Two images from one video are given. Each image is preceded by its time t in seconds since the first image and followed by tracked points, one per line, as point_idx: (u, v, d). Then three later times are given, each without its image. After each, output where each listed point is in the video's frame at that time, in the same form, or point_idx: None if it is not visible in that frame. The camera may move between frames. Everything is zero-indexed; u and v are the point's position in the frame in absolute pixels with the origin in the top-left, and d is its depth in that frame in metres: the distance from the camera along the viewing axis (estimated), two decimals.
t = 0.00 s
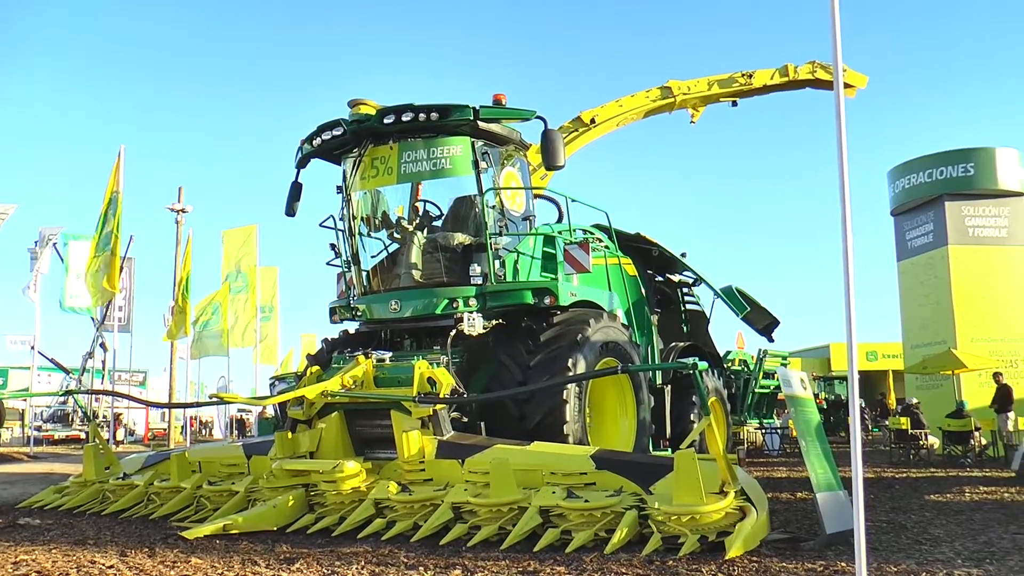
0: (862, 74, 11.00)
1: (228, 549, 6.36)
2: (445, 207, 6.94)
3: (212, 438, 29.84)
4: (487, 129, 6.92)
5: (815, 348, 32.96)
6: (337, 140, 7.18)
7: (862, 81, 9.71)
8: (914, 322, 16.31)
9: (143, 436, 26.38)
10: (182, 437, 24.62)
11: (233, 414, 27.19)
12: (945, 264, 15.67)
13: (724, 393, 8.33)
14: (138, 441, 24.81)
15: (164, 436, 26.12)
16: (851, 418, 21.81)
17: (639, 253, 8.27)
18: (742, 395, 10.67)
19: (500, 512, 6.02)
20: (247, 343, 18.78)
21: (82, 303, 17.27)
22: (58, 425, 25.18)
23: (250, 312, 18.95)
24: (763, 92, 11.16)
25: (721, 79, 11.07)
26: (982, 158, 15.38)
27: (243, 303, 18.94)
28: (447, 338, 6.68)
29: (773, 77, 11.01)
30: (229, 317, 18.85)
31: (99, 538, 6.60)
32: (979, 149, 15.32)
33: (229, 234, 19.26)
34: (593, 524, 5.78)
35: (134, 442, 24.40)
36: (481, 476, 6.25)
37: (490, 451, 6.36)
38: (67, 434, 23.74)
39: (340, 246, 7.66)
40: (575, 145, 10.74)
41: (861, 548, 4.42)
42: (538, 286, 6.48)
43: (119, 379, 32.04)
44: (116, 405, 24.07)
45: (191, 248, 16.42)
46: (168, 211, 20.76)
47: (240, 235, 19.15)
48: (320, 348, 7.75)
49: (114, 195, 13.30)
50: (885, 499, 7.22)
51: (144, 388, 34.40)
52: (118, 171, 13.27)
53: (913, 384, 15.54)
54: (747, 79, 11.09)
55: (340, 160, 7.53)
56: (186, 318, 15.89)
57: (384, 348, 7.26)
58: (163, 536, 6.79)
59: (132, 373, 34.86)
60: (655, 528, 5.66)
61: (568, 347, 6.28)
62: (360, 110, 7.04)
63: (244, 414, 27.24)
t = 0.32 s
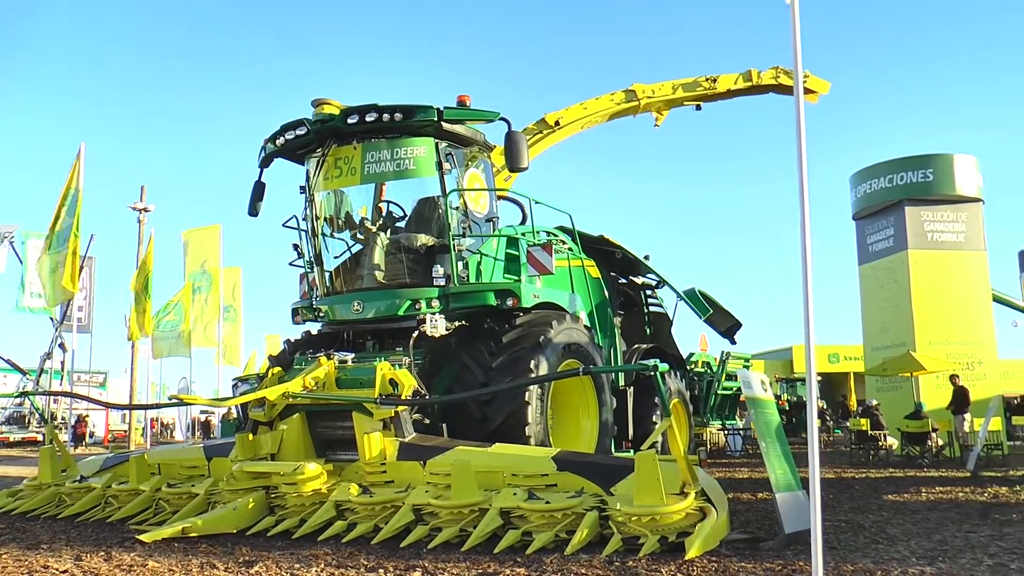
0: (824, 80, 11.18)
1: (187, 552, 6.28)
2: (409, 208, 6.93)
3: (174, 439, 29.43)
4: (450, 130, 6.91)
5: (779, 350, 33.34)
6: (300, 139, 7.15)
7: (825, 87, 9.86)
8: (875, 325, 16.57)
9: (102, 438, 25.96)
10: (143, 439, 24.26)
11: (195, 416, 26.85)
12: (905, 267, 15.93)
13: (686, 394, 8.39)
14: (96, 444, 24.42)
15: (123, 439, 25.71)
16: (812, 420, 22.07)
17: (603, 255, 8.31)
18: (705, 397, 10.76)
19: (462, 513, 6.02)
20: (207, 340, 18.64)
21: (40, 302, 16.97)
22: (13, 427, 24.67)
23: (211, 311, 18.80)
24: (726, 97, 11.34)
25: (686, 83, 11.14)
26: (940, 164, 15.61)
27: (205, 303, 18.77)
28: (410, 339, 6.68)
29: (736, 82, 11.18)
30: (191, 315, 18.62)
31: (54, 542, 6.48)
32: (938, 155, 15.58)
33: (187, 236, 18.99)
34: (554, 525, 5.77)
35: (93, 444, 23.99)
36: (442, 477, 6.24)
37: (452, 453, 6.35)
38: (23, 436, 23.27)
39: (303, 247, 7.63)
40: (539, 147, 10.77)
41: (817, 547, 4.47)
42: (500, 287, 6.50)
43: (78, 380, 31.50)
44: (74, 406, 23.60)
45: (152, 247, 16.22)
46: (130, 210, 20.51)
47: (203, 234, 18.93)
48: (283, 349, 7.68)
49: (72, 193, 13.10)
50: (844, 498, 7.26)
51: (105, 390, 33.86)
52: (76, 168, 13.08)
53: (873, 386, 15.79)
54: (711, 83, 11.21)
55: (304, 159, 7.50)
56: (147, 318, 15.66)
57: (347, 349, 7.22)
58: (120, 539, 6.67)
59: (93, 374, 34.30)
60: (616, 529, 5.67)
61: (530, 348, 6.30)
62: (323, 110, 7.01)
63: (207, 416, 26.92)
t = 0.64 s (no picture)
0: (785, 85, 11.32)
1: (141, 555, 6.19)
2: (370, 207, 6.93)
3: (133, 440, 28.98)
4: (412, 130, 6.92)
5: (742, 352, 33.68)
6: (261, 138, 7.11)
7: (786, 93, 9.98)
8: (834, 327, 16.81)
9: (57, 438, 25.48)
10: (100, 440, 23.88)
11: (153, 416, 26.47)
12: (863, 270, 16.15)
13: (647, 395, 8.44)
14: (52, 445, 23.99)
15: (80, 440, 25.25)
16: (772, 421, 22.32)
17: (564, 256, 8.34)
18: (666, 398, 10.84)
19: (421, 514, 6.00)
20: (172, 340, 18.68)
21: None
22: None
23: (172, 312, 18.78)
24: (688, 100, 11.39)
25: (648, 86, 11.22)
26: (899, 170, 15.84)
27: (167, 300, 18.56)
28: (369, 340, 6.68)
29: (699, 86, 11.26)
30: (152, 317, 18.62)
31: (4, 545, 6.35)
32: (896, 161, 15.83)
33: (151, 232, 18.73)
34: (512, 526, 5.77)
35: (48, 445, 23.54)
36: (402, 478, 6.22)
37: (411, 453, 6.33)
38: None
39: (264, 245, 7.57)
40: (502, 147, 10.77)
41: (772, 548, 4.49)
42: (461, 287, 6.49)
43: (34, 380, 30.90)
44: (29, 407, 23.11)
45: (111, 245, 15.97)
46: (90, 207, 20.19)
47: (164, 232, 18.63)
48: (242, 349, 7.61)
49: (28, 189, 12.89)
50: (803, 500, 7.04)
51: (62, 389, 33.27)
52: (30, 164, 12.91)
53: (831, 387, 16.01)
54: (673, 86, 11.26)
55: (265, 157, 7.45)
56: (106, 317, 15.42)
57: (307, 349, 7.20)
58: (73, 542, 6.55)
59: (50, 375, 33.67)
60: (574, 529, 5.65)
61: (491, 349, 6.30)
62: (284, 108, 6.98)
63: (166, 416, 26.55)
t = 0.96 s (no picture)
0: (739, 90, 11.47)
1: (85, 558, 6.07)
2: (323, 205, 6.93)
3: (81, 441, 28.37)
4: (367, 128, 6.91)
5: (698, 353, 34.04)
6: (214, 134, 7.02)
7: (740, 97, 10.11)
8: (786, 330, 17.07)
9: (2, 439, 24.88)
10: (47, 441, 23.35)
11: (102, 417, 25.98)
12: (815, 273, 16.43)
13: (599, 395, 8.49)
14: None
15: (25, 442, 24.66)
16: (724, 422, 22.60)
17: (517, 256, 8.35)
18: (619, 398, 10.92)
19: (371, 514, 5.97)
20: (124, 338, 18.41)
21: None
22: None
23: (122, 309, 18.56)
24: (644, 103, 11.46)
25: (603, 88, 11.29)
26: (850, 175, 16.17)
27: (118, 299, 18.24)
28: (322, 339, 6.65)
29: (654, 89, 11.34)
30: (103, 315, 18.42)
31: None
32: (848, 166, 16.15)
33: (102, 228, 18.42)
34: (462, 526, 5.75)
35: None
36: (352, 478, 6.18)
37: (362, 454, 6.30)
38: None
39: (216, 243, 7.48)
40: (456, 147, 10.77)
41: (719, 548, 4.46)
42: (414, 287, 6.48)
43: None
44: None
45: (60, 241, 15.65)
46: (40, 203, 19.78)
47: (116, 228, 18.32)
48: (194, 347, 7.54)
49: None
50: (751, 499, 6.88)
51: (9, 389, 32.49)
52: None
53: (783, 388, 16.22)
54: (629, 89, 11.35)
55: (218, 154, 7.36)
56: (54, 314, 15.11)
57: (258, 348, 7.14)
58: (14, 546, 6.40)
59: None
60: (524, 529, 5.61)
61: (443, 349, 6.29)
62: (238, 104, 6.91)
63: (117, 416, 26.05)
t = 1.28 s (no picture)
0: (687, 94, 11.60)
1: (20, 562, 5.92)
2: (270, 202, 6.85)
3: (19, 441, 27.59)
4: (314, 125, 6.88)
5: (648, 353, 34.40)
6: (159, 128, 6.88)
7: (688, 100, 10.23)
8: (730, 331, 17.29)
9: None
10: None
11: (42, 417, 25.37)
12: (762, 276, 16.56)
13: (546, 395, 8.53)
14: None
15: None
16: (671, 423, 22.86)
17: (464, 255, 8.35)
18: (566, 398, 10.99)
19: (314, 515, 5.92)
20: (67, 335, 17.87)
21: None
22: None
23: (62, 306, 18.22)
24: (592, 104, 11.52)
25: (552, 89, 11.34)
26: (796, 178, 16.47)
27: (59, 295, 17.91)
28: (267, 338, 6.59)
29: (602, 90, 11.40)
30: (41, 312, 17.84)
31: None
32: (795, 171, 16.45)
33: (40, 223, 18.06)
34: (406, 526, 5.73)
35: None
36: (297, 479, 6.13)
37: (306, 454, 6.26)
38: None
39: (161, 239, 7.35)
40: (405, 146, 10.73)
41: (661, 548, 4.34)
42: (361, 287, 6.44)
43: None
44: None
45: None
46: None
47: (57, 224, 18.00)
48: (138, 345, 7.40)
49: None
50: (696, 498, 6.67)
51: None
52: None
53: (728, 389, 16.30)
54: (577, 90, 11.41)
55: (163, 149, 7.23)
56: None
57: (203, 346, 7.04)
58: None
59: None
60: (468, 529, 5.56)
61: (388, 348, 6.28)
62: (183, 99, 6.80)
63: (57, 416, 25.47)
